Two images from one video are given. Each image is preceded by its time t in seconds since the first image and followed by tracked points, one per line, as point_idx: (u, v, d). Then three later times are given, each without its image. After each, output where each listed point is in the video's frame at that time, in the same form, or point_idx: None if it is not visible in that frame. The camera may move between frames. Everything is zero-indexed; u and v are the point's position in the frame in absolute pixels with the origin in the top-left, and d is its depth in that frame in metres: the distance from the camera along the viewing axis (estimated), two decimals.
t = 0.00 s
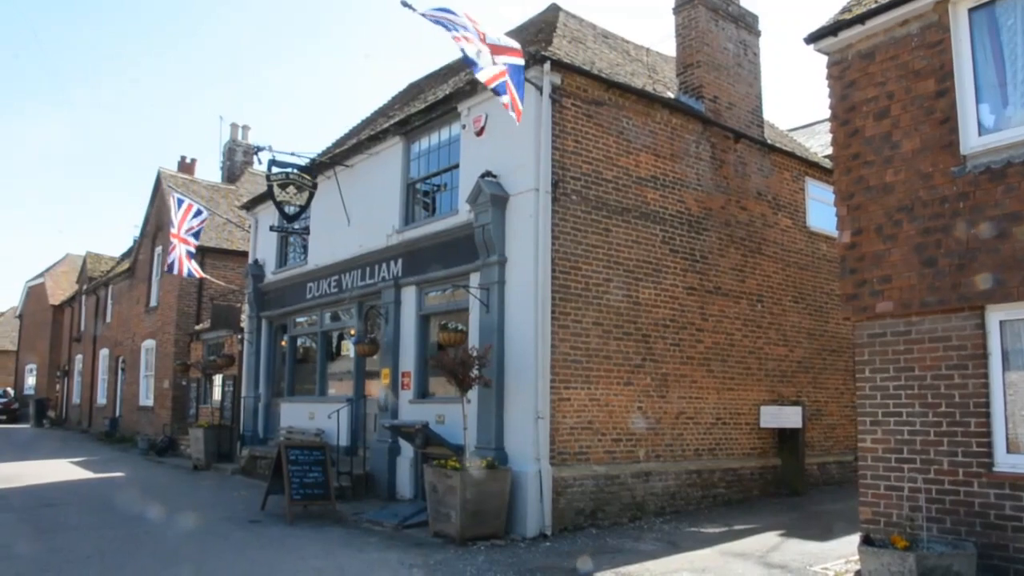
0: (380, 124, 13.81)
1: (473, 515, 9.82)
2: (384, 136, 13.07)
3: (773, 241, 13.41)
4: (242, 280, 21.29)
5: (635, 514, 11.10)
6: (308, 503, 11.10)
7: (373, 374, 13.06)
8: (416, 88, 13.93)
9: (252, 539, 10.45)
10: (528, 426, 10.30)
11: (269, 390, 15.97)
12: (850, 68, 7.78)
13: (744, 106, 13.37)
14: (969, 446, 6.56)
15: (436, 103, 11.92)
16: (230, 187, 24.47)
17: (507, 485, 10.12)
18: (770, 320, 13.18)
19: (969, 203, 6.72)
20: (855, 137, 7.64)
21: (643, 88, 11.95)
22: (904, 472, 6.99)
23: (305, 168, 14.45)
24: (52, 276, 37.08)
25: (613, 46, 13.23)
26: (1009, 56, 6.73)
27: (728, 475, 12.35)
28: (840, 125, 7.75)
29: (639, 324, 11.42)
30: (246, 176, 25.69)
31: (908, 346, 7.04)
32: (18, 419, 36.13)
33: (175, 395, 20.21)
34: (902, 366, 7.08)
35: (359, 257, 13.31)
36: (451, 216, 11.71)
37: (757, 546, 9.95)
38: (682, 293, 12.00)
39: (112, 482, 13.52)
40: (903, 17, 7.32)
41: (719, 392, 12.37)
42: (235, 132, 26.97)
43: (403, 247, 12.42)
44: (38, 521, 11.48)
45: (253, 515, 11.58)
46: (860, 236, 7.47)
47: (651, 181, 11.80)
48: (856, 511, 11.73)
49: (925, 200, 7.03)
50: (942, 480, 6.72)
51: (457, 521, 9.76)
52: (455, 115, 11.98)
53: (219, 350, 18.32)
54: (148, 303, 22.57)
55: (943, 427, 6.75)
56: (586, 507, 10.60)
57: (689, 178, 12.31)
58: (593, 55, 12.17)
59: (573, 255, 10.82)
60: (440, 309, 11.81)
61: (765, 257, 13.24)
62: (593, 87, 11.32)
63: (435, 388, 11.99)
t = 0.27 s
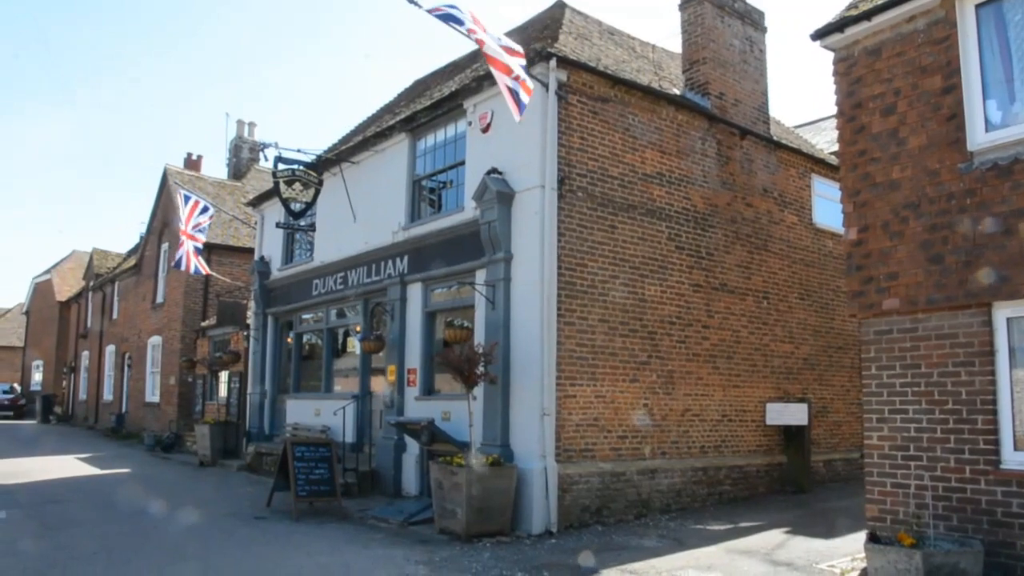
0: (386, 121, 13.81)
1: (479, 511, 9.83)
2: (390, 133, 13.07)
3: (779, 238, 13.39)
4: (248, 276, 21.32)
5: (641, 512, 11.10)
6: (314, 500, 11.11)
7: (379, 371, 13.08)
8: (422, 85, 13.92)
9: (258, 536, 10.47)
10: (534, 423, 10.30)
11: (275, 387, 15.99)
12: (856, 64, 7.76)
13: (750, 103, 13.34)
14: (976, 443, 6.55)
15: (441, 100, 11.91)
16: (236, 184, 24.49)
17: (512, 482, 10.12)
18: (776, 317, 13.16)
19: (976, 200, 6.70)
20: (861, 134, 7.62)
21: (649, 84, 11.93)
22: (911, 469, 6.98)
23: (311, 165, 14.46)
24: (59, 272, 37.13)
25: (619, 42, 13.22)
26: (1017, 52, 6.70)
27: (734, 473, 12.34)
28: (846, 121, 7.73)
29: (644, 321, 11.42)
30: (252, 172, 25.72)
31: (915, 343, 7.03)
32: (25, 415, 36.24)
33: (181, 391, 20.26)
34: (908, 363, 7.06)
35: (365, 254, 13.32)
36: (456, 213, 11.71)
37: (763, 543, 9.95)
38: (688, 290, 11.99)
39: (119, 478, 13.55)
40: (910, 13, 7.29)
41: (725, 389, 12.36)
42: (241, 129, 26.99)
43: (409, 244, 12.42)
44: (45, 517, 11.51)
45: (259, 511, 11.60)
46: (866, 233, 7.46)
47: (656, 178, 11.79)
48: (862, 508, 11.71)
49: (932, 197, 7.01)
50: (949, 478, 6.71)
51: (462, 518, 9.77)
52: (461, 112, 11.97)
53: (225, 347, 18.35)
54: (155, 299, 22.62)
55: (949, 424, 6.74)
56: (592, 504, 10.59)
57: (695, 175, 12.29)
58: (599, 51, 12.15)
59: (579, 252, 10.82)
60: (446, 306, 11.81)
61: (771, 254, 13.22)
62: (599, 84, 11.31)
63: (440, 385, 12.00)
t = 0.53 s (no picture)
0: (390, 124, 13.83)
1: (483, 515, 9.82)
2: (394, 136, 13.09)
3: (784, 242, 13.38)
4: (253, 279, 21.36)
5: (644, 516, 11.08)
6: (317, 503, 11.11)
7: (382, 374, 13.08)
8: (426, 88, 13.94)
9: (261, 538, 10.48)
10: (537, 427, 10.30)
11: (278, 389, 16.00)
12: (861, 69, 7.76)
13: (754, 107, 13.34)
14: (981, 449, 6.54)
15: (446, 103, 11.93)
16: (240, 186, 24.52)
17: (516, 486, 10.12)
18: (780, 321, 13.15)
19: (981, 204, 6.70)
20: (865, 138, 7.62)
21: (654, 88, 11.94)
22: (915, 474, 6.96)
23: (315, 167, 14.48)
24: (63, 273, 37.17)
25: (623, 46, 13.22)
26: (1022, 56, 6.69)
27: (737, 477, 12.32)
28: (850, 126, 7.73)
29: (649, 325, 11.41)
30: (256, 175, 25.75)
31: (919, 348, 7.01)
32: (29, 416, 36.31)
33: (185, 394, 20.28)
34: (913, 367, 7.05)
35: (369, 257, 13.33)
36: (461, 216, 11.72)
37: (766, 548, 9.93)
38: (692, 294, 11.99)
39: (122, 480, 13.57)
40: (915, 18, 7.29)
41: (729, 393, 12.35)
42: (246, 131, 27.03)
43: (413, 247, 12.43)
44: (49, 518, 11.53)
45: (262, 514, 11.60)
46: (871, 237, 7.45)
47: (661, 182, 11.79)
48: (865, 513, 11.68)
49: (936, 202, 7.01)
50: (954, 483, 6.69)
51: (466, 521, 9.76)
52: (466, 116, 11.98)
53: (229, 349, 18.37)
54: (159, 301, 22.64)
55: (954, 429, 6.72)
56: (595, 507, 10.58)
57: (699, 179, 12.29)
58: (603, 55, 12.16)
59: (583, 255, 10.82)
60: (450, 309, 11.81)
61: (775, 258, 13.22)
62: (603, 87, 11.31)
63: (444, 388, 12.00)
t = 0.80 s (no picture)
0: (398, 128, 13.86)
1: (494, 518, 9.82)
2: (402, 140, 13.11)
3: (793, 243, 13.35)
4: (262, 283, 21.42)
5: (656, 518, 11.06)
6: (329, 506, 11.13)
7: (393, 378, 13.10)
8: (434, 92, 13.96)
9: (273, 542, 10.51)
10: (548, 430, 10.29)
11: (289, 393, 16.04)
12: (870, 69, 7.74)
13: (763, 108, 13.32)
14: (994, 450, 6.51)
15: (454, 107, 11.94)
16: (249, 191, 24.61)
17: (527, 489, 10.11)
18: (790, 322, 13.12)
19: (992, 204, 6.67)
20: (875, 139, 7.60)
21: (661, 90, 11.93)
22: (928, 476, 6.93)
23: (324, 172, 14.52)
24: (74, 279, 37.33)
25: (631, 48, 13.22)
26: None
27: (749, 479, 12.28)
28: (860, 126, 7.71)
29: (658, 327, 11.40)
30: (264, 180, 25.83)
31: (931, 349, 6.98)
32: (42, 421, 36.49)
33: (196, 398, 20.35)
34: (924, 368, 7.02)
35: (378, 261, 13.35)
36: (470, 219, 11.73)
37: (779, 550, 9.90)
38: (701, 296, 11.97)
39: (134, 484, 13.62)
40: (923, 17, 7.27)
41: (739, 395, 12.32)
42: (254, 136, 27.12)
43: (422, 251, 12.45)
44: (61, 523, 11.59)
45: (274, 518, 11.62)
46: (881, 238, 7.42)
47: (669, 184, 11.78)
48: (878, 515, 11.63)
49: (946, 202, 6.98)
50: (967, 485, 6.66)
51: (477, 525, 9.75)
52: (474, 119, 11.99)
53: (239, 353, 18.42)
54: (169, 306, 22.73)
55: (967, 430, 6.69)
56: (606, 510, 10.57)
57: (708, 180, 12.27)
58: (611, 58, 12.16)
59: (592, 258, 10.81)
60: (460, 312, 11.82)
61: (785, 259, 13.19)
62: (611, 90, 11.31)
63: (454, 391, 12.01)
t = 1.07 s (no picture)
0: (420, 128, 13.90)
1: (517, 518, 9.82)
2: (424, 140, 13.14)
3: (817, 242, 13.26)
4: (285, 284, 21.54)
5: (679, 518, 11.02)
6: (352, 506, 11.17)
7: (416, 377, 13.13)
8: (456, 92, 13.98)
9: (297, 541, 10.57)
10: (571, 429, 10.29)
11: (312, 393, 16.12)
12: (895, 65, 7.67)
13: (786, 106, 13.24)
14: None
15: (476, 107, 11.96)
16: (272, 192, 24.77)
17: (550, 488, 10.10)
18: (814, 321, 13.03)
19: (1020, 201, 6.59)
20: (900, 135, 7.53)
21: (684, 89, 11.89)
22: (955, 475, 6.86)
23: (347, 172, 14.59)
24: (100, 281, 37.71)
25: (652, 47, 13.18)
26: None
27: (773, 479, 12.22)
28: (884, 123, 7.64)
29: (682, 326, 11.37)
30: (287, 181, 25.97)
31: (958, 347, 6.91)
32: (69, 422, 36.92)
33: (220, 398, 20.50)
34: (951, 367, 6.95)
35: (401, 261, 13.40)
36: (492, 219, 11.74)
37: (804, 550, 9.84)
38: (724, 295, 11.91)
39: (160, 484, 13.75)
40: (949, 12, 7.19)
41: (763, 394, 12.26)
42: (276, 138, 27.27)
43: (444, 251, 12.47)
44: (89, 521, 11.72)
45: (298, 517, 11.68)
46: (906, 236, 7.36)
47: (692, 182, 11.74)
48: (903, 515, 11.53)
49: (974, 198, 6.91)
50: (995, 484, 6.59)
51: (500, 524, 9.76)
52: (496, 119, 12.00)
53: (262, 354, 18.54)
54: (194, 307, 22.92)
55: (995, 429, 6.62)
56: (630, 510, 10.54)
57: (730, 179, 12.21)
58: (633, 56, 12.13)
59: (615, 257, 10.79)
60: (483, 312, 11.84)
61: (809, 257, 13.10)
62: (633, 89, 11.28)
63: (477, 391, 12.02)
